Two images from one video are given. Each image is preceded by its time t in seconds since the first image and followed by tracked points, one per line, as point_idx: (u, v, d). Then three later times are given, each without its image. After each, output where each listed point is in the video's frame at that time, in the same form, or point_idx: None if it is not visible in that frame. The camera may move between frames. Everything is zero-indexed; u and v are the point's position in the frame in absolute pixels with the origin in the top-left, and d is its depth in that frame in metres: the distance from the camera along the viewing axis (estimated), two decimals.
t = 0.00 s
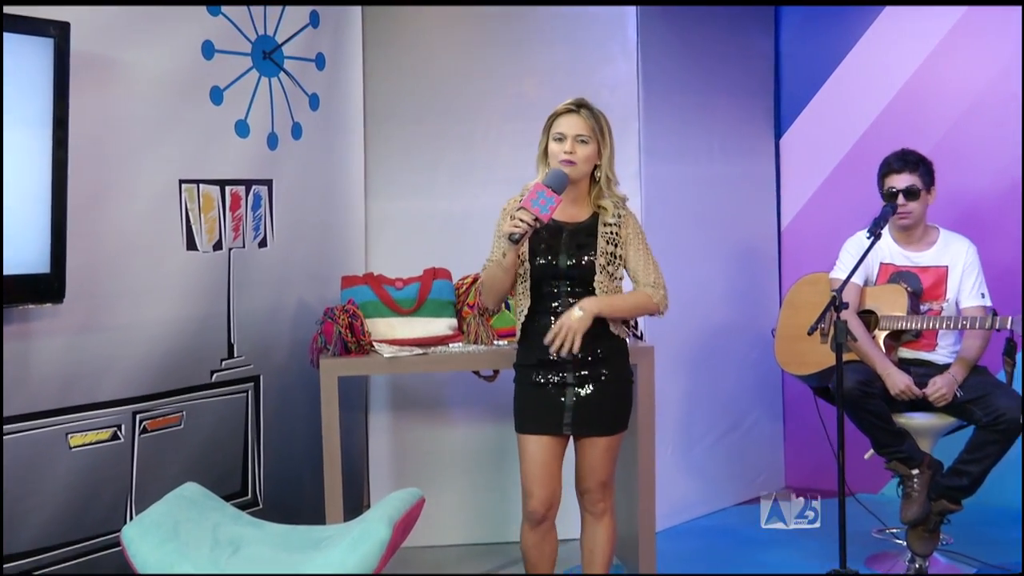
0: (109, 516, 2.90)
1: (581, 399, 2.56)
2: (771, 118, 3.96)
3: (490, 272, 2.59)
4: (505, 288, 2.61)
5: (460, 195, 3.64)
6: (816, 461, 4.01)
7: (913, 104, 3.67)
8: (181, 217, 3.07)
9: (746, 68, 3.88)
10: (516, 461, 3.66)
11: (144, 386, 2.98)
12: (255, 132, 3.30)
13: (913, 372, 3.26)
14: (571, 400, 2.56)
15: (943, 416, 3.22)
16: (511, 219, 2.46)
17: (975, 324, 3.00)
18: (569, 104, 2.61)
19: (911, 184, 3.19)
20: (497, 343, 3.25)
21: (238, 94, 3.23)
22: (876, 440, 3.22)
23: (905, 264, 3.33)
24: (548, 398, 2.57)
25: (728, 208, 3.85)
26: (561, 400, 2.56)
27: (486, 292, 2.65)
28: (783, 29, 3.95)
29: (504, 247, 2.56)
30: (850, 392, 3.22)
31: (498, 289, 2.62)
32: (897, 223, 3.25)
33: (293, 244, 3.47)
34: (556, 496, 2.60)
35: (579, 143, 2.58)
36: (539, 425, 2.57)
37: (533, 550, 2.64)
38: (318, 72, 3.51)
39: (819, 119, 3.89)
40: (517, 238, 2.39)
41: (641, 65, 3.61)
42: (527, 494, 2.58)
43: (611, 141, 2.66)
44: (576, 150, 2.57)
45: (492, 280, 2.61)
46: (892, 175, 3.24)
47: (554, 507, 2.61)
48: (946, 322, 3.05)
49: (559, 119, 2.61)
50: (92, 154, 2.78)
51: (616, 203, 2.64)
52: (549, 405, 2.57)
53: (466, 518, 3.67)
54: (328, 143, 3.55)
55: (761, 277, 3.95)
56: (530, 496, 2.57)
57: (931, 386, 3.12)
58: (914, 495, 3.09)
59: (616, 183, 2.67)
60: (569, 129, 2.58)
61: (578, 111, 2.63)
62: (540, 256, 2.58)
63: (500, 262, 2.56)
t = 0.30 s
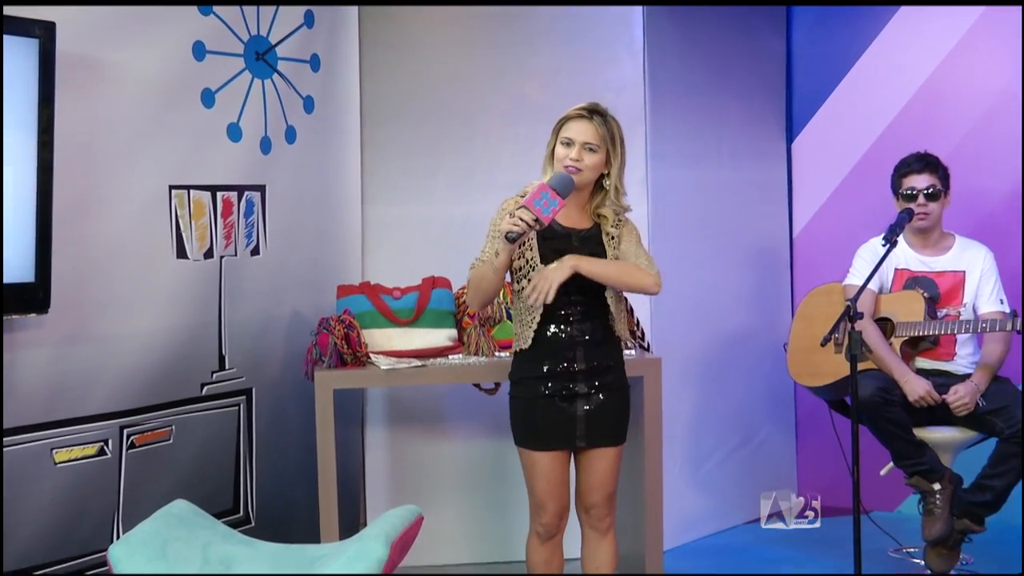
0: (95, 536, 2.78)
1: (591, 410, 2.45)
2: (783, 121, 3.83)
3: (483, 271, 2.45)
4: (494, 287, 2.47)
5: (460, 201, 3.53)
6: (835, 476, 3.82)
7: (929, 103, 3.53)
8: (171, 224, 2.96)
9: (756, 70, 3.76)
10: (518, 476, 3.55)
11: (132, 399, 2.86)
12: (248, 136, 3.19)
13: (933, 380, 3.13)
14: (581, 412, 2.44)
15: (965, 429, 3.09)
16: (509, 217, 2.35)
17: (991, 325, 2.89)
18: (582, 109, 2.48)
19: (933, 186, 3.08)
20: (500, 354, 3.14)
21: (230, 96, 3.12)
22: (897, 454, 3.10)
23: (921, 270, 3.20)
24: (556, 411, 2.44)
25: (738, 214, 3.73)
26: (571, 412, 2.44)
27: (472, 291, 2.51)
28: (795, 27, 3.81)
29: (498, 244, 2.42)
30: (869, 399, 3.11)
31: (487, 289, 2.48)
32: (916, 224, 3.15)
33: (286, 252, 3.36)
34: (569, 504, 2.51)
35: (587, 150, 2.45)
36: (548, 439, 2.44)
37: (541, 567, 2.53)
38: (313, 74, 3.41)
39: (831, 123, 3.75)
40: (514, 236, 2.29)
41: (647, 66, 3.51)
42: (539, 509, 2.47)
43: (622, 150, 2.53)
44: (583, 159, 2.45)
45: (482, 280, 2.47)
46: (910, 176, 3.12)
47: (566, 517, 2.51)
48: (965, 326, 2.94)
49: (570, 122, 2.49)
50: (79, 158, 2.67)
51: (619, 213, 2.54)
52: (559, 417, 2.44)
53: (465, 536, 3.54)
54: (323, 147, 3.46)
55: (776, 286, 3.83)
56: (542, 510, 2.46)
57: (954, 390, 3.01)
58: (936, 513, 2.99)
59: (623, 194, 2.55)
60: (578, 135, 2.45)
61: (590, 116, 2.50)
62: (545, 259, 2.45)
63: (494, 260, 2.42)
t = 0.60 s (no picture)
0: (81, 555, 2.67)
1: (577, 423, 2.34)
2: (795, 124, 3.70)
3: (484, 288, 2.35)
4: (503, 304, 2.37)
5: (461, 208, 3.44)
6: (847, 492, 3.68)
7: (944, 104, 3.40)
8: (160, 230, 2.86)
9: (768, 72, 3.62)
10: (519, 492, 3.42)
11: (120, 412, 2.76)
12: (240, 140, 3.09)
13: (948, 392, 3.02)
14: (569, 426, 2.33)
15: (982, 442, 2.97)
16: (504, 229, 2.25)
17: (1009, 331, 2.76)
18: (559, 105, 2.40)
19: (949, 190, 2.98)
20: (501, 365, 3.01)
21: (222, 98, 3.02)
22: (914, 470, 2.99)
23: (935, 279, 3.10)
24: (541, 423, 2.35)
25: (749, 222, 3.61)
26: (557, 425, 2.34)
27: (478, 311, 2.40)
28: (807, 25, 3.68)
29: (498, 259, 2.32)
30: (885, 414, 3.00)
31: (495, 307, 2.37)
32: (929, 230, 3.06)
33: (281, 260, 3.26)
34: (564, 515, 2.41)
35: (571, 146, 2.37)
36: (534, 451, 2.34)
37: None
38: (308, 75, 3.30)
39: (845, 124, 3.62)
40: (513, 249, 2.18)
41: (655, 67, 3.43)
42: (531, 519, 2.38)
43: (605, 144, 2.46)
44: (568, 155, 2.36)
45: (487, 299, 2.36)
46: (928, 179, 3.02)
47: (563, 528, 2.41)
48: (983, 333, 2.81)
49: (549, 120, 2.40)
50: (64, 162, 2.57)
51: (613, 211, 2.44)
52: (545, 430, 2.34)
53: (466, 554, 3.43)
54: (319, 151, 3.35)
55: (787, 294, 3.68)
56: (535, 520, 2.37)
57: (970, 403, 2.90)
58: (956, 531, 2.94)
59: (610, 188, 2.47)
60: (559, 131, 2.36)
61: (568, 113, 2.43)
62: (536, 270, 2.35)
63: (494, 276, 2.32)
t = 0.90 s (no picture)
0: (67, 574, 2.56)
1: (586, 436, 2.23)
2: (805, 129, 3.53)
3: (481, 299, 2.25)
4: (499, 314, 2.26)
5: (460, 213, 3.37)
6: (861, 509, 3.53)
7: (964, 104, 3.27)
8: (150, 235, 2.75)
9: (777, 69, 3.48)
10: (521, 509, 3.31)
11: (108, 424, 2.65)
12: (233, 141, 2.99)
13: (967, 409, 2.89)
14: (576, 438, 2.23)
15: (1004, 458, 2.85)
16: (498, 238, 2.17)
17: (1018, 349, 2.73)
18: (565, 108, 2.28)
19: (968, 192, 2.88)
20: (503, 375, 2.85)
21: (214, 99, 2.92)
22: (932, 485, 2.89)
23: (954, 288, 2.99)
24: (547, 435, 2.24)
25: (758, 227, 3.49)
26: (564, 437, 2.23)
27: (476, 321, 2.30)
28: (819, 23, 3.51)
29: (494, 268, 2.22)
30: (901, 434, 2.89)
31: (490, 316, 2.26)
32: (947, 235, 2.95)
33: (275, 266, 3.16)
34: (569, 532, 2.28)
35: (575, 152, 2.26)
36: (541, 465, 2.23)
37: None
38: (303, 75, 3.20)
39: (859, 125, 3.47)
40: (506, 259, 2.09)
41: (661, 68, 3.35)
42: (534, 536, 2.26)
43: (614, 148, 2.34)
44: (572, 161, 2.25)
45: (483, 308, 2.26)
46: (947, 180, 2.92)
47: (567, 546, 2.28)
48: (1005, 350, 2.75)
49: (553, 124, 2.29)
50: (49, 164, 2.47)
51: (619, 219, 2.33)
52: (551, 443, 2.23)
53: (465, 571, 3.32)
54: (314, 154, 3.24)
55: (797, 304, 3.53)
56: (539, 538, 2.24)
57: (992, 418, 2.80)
58: (973, 548, 2.85)
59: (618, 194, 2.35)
60: (563, 136, 2.25)
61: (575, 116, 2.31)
62: (537, 278, 2.24)
63: (490, 286, 2.22)
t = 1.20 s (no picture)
0: None
1: (586, 448, 2.14)
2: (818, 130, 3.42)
3: (478, 300, 2.15)
4: (496, 317, 2.17)
5: (461, 215, 3.30)
6: (875, 523, 3.32)
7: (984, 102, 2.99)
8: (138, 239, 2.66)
9: (787, 71, 3.39)
10: (520, 524, 3.22)
11: (94, 436, 2.55)
12: (224, 143, 2.89)
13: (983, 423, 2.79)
14: (576, 450, 2.13)
15: None
16: (498, 239, 2.08)
17: None
18: (579, 108, 2.18)
19: (985, 192, 2.80)
20: (501, 386, 2.79)
21: (204, 99, 2.83)
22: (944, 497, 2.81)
23: (972, 293, 2.87)
24: (546, 447, 2.13)
25: (765, 232, 3.39)
26: (562, 449, 2.13)
27: (471, 322, 2.21)
28: (831, 23, 3.40)
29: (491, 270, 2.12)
30: (914, 442, 2.83)
31: (488, 319, 2.17)
32: (965, 237, 2.86)
33: (269, 272, 3.06)
34: (568, 548, 2.17)
35: (583, 154, 2.16)
36: (539, 478, 2.13)
37: None
38: (297, 75, 3.11)
39: (875, 125, 3.28)
40: (505, 261, 2.01)
41: (669, 67, 3.34)
42: (533, 553, 2.14)
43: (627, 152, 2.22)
44: (578, 163, 2.15)
45: (480, 309, 2.17)
46: (963, 180, 2.85)
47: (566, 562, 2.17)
48: None
49: (565, 123, 2.20)
50: (32, 165, 2.38)
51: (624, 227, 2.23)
52: (550, 455, 2.13)
53: None
54: (309, 156, 3.15)
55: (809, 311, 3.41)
56: (537, 556, 2.12)
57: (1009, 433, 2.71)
58: (986, 560, 2.77)
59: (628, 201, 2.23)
60: (572, 136, 2.16)
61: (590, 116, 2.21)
62: (539, 281, 2.15)
63: (487, 286, 2.13)
